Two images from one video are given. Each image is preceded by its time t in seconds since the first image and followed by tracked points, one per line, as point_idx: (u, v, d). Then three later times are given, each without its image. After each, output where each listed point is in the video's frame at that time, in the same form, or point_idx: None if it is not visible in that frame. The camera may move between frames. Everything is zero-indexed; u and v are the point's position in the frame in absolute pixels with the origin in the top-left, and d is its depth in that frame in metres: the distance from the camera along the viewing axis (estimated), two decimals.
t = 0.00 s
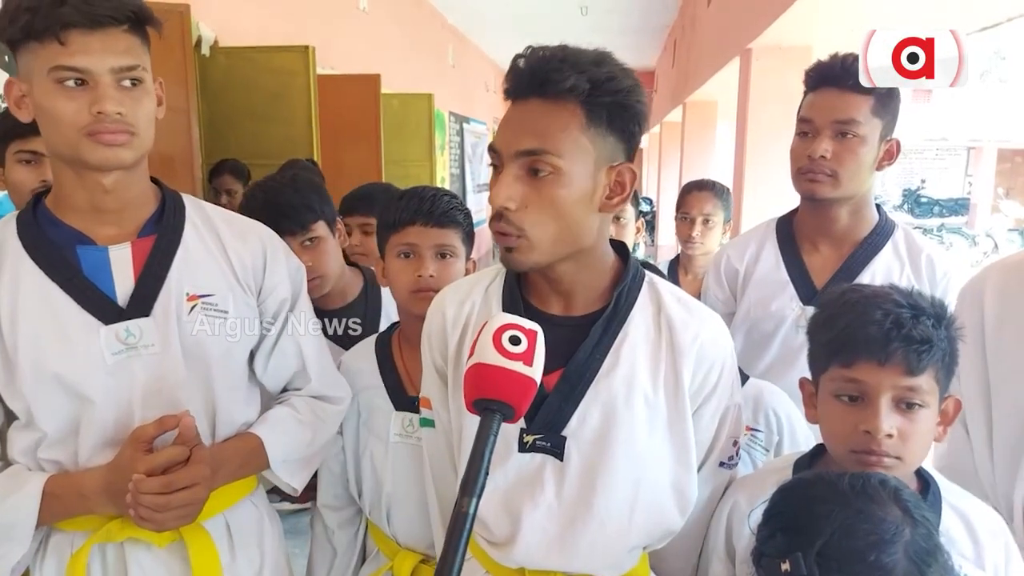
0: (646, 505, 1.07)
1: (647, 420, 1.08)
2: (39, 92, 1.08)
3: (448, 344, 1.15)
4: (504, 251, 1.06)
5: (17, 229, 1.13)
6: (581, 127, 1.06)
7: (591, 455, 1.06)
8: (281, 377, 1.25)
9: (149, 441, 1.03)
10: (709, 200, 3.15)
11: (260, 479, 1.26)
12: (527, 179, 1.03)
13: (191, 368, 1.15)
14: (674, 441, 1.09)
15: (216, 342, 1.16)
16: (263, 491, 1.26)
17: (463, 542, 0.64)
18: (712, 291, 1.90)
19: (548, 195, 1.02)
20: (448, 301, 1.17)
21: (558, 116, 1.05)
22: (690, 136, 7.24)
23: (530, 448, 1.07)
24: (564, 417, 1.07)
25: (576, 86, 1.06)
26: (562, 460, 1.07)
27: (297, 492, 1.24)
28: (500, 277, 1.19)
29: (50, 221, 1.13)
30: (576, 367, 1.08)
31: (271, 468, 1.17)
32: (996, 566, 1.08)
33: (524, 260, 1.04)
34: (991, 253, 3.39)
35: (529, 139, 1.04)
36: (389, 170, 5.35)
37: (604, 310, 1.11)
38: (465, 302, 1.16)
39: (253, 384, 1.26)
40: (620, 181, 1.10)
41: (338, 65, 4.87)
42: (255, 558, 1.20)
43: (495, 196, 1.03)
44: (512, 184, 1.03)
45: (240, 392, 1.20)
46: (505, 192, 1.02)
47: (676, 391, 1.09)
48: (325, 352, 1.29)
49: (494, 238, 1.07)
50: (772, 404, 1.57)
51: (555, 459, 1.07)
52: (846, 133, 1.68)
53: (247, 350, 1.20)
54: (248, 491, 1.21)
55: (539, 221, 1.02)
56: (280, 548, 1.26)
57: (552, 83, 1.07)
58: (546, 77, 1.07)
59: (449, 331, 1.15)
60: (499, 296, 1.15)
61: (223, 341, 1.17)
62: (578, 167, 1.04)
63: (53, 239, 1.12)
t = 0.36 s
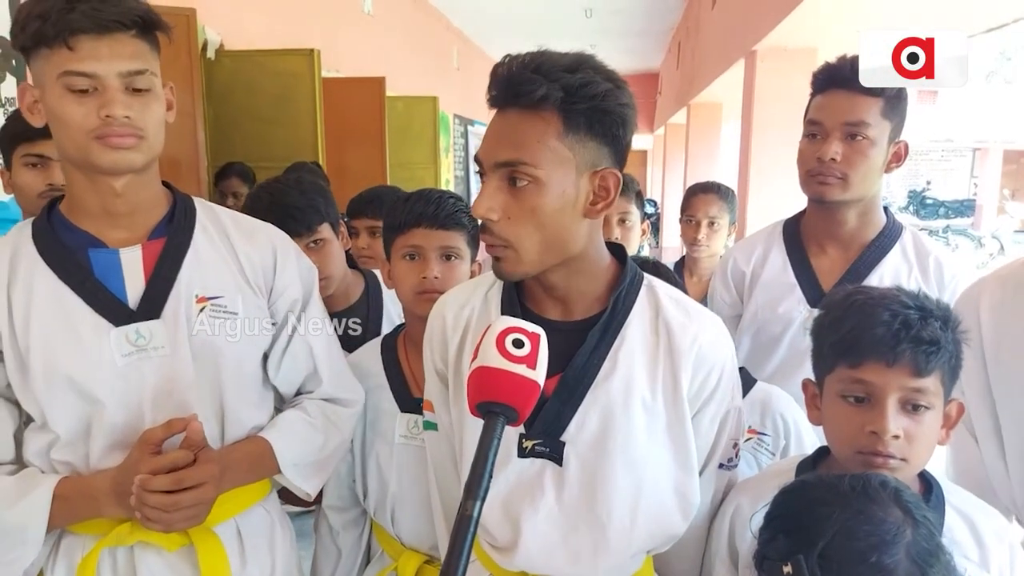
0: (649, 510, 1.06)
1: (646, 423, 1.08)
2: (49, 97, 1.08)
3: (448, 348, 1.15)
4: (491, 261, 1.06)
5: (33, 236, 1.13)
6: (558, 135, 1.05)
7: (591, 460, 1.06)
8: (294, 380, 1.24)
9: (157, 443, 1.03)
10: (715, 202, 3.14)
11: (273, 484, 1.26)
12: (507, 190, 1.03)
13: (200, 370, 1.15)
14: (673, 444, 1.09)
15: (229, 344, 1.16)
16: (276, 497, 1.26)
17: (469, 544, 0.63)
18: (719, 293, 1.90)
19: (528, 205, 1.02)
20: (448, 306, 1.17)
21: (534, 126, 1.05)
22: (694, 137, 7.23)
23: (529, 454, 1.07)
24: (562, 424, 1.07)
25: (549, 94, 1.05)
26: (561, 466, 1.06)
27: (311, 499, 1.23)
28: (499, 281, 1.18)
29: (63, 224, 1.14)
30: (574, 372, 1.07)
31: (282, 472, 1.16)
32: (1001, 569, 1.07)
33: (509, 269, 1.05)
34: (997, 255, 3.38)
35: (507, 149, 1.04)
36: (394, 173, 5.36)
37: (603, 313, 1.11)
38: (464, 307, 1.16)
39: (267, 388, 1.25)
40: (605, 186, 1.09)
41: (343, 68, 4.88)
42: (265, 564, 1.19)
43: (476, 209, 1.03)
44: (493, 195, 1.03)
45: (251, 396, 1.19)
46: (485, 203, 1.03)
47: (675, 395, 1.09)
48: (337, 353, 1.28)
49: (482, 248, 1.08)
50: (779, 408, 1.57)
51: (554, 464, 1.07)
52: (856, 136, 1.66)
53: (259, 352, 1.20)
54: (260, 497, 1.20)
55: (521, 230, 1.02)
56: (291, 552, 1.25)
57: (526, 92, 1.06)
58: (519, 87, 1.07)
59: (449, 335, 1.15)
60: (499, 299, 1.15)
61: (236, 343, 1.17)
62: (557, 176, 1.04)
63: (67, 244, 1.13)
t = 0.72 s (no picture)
0: (653, 510, 1.06)
1: (648, 423, 1.08)
2: (63, 96, 1.08)
3: (446, 348, 1.15)
4: (511, 256, 1.05)
5: (47, 230, 1.13)
6: (590, 130, 1.06)
7: (594, 460, 1.06)
8: (303, 384, 1.23)
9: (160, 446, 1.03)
10: (721, 202, 3.12)
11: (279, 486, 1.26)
12: (537, 183, 1.03)
13: (209, 371, 1.14)
14: (676, 443, 1.08)
15: (240, 345, 1.15)
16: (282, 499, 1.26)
17: (467, 544, 0.63)
18: (721, 292, 1.89)
19: (560, 199, 1.02)
20: (444, 306, 1.16)
21: (567, 119, 1.05)
22: (695, 136, 7.22)
23: (530, 454, 1.06)
24: (564, 423, 1.06)
25: (586, 88, 1.06)
26: (563, 466, 1.06)
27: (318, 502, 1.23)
28: (498, 280, 1.18)
29: (77, 222, 1.14)
30: (576, 371, 1.07)
31: (288, 476, 1.16)
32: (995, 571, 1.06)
33: (532, 264, 1.04)
34: (999, 254, 3.37)
35: (539, 142, 1.03)
36: (395, 172, 5.36)
37: (603, 312, 1.10)
38: (461, 307, 1.15)
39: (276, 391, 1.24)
40: (626, 181, 1.11)
41: (343, 68, 4.88)
42: (270, 565, 1.19)
43: (506, 202, 1.01)
44: (523, 188, 1.02)
45: (260, 400, 1.18)
46: (517, 197, 1.01)
47: (677, 393, 1.09)
48: (348, 356, 1.27)
49: (499, 242, 1.06)
50: (779, 407, 1.57)
51: (556, 464, 1.06)
52: (860, 135, 1.66)
53: (270, 355, 1.19)
54: (267, 499, 1.20)
55: (551, 225, 1.02)
56: (296, 553, 1.25)
57: (562, 85, 1.06)
58: (552, 79, 1.06)
59: (446, 334, 1.14)
60: (497, 297, 1.15)
61: (247, 344, 1.16)
62: (588, 170, 1.05)
63: (79, 241, 1.13)
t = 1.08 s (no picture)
0: (659, 513, 1.06)
1: (656, 423, 1.08)
2: (70, 102, 1.09)
3: (449, 352, 1.15)
4: (523, 265, 1.05)
5: (51, 232, 1.14)
6: (601, 138, 1.06)
7: (601, 461, 1.06)
8: (306, 386, 1.23)
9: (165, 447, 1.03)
10: (727, 206, 3.12)
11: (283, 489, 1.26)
12: (550, 194, 1.03)
13: (213, 373, 1.14)
14: (683, 444, 1.09)
15: (245, 348, 1.15)
16: (285, 501, 1.26)
17: (469, 549, 0.63)
18: (721, 293, 1.89)
19: (573, 209, 1.02)
20: (447, 309, 1.16)
21: (578, 130, 1.05)
22: (696, 136, 7.23)
23: (538, 456, 1.07)
24: (572, 425, 1.07)
25: (598, 98, 1.06)
26: (571, 468, 1.06)
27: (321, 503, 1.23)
28: (501, 282, 1.18)
29: (81, 224, 1.14)
30: (583, 373, 1.08)
31: (293, 478, 1.16)
32: None
33: (543, 274, 1.05)
34: (999, 254, 3.38)
35: (551, 153, 1.03)
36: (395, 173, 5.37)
37: (611, 315, 1.11)
38: (465, 309, 1.16)
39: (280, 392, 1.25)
40: (636, 186, 1.12)
41: (343, 69, 4.88)
42: (274, 567, 1.19)
43: (518, 213, 1.01)
44: (535, 199, 1.02)
45: (263, 402, 1.19)
46: (529, 208, 1.01)
47: (685, 394, 1.09)
48: (352, 357, 1.28)
49: (511, 250, 1.07)
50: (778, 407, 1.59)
51: (563, 466, 1.06)
52: (862, 136, 1.66)
53: (274, 357, 1.19)
54: (271, 501, 1.20)
55: (563, 234, 1.02)
56: (299, 555, 1.25)
57: (574, 95, 1.06)
58: (564, 89, 1.06)
59: (450, 337, 1.14)
60: (501, 301, 1.15)
61: (252, 345, 1.16)
62: (600, 179, 1.05)
63: (84, 243, 1.13)
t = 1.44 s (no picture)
0: (666, 511, 1.07)
1: (662, 422, 1.08)
2: (81, 115, 1.07)
3: (453, 354, 1.15)
4: (531, 250, 1.05)
5: (54, 230, 1.14)
6: (614, 124, 1.07)
7: (607, 460, 1.06)
8: (310, 384, 1.24)
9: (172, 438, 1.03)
10: (732, 206, 3.12)
11: (286, 487, 1.26)
12: (561, 175, 1.03)
13: (216, 371, 1.14)
14: (688, 442, 1.10)
15: (246, 347, 1.15)
16: (289, 499, 1.26)
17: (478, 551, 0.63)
18: (724, 293, 1.89)
19: (584, 191, 1.02)
20: (450, 309, 1.16)
21: (592, 113, 1.06)
22: (698, 136, 7.21)
23: (544, 457, 1.06)
24: (579, 424, 1.07)
25: (612, 83, 1.08)
26: (578, 467, 1.06)
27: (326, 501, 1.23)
28: (504, 282, 1.19)
29: (87, 222, 1.15)
30: (590, 372, 1.08)
31: (297, 476, 1.17)
32: None
33: (551, 258, 1.04)
34: (1002, 253, 3.37)
35: (564, 135, 1.04)
36: (398, 173, 5.37)
37: (616, 313, 1.11)
38: (469, 310, 1.15)
39: (284, 390, 1.25)
40: (644, 180, 1.13)
41: (346, 69, 4.89)
42: (278, 565, 1.19)
43: (529, 192, 1.01)
44: (546, 180, 1.02)
45: (268, 400, 1.19)
46: (540, 187, 1.01)
47: (690, 393, 1.10)
48: (355, 356, 1.27)
49: (519, 234, 1.06)
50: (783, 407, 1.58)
51: (571, 466, 1.06)
52: (865, 136, 1.66)
53: (277, 355, 1.20)
54: (273, 500, 1.21)
55: (573, 217, 1.02)
56: (304, 553, 1.25)
57: (588, 79, 1.07)
58: (579, 74, 1.07)
59: (454, 339, 1.14)
60: (505, 300, 1.15)
61: (258, 343, 1.16)
62: (612, 164, 1.05)
63: (87, 242, 1.14)
